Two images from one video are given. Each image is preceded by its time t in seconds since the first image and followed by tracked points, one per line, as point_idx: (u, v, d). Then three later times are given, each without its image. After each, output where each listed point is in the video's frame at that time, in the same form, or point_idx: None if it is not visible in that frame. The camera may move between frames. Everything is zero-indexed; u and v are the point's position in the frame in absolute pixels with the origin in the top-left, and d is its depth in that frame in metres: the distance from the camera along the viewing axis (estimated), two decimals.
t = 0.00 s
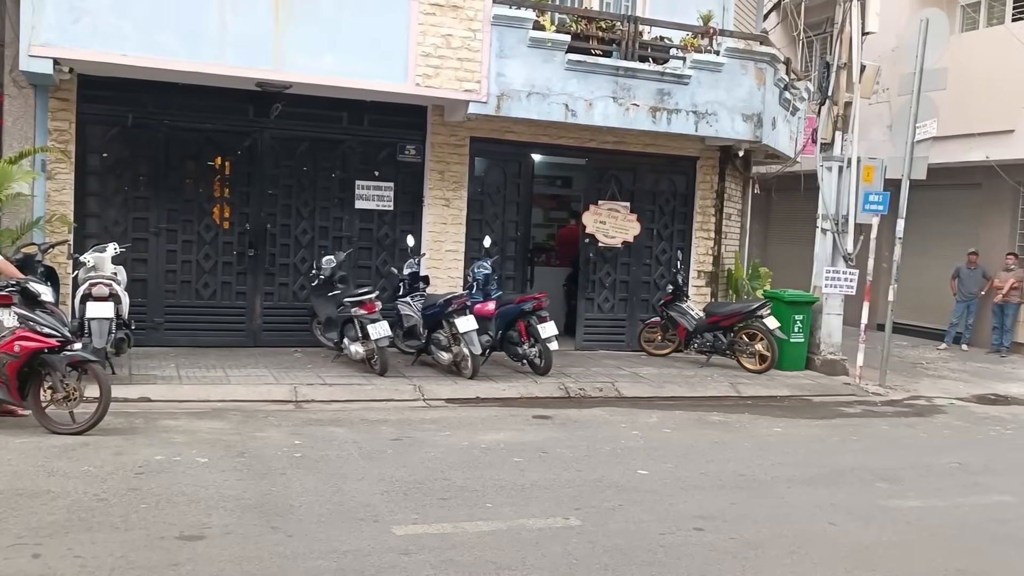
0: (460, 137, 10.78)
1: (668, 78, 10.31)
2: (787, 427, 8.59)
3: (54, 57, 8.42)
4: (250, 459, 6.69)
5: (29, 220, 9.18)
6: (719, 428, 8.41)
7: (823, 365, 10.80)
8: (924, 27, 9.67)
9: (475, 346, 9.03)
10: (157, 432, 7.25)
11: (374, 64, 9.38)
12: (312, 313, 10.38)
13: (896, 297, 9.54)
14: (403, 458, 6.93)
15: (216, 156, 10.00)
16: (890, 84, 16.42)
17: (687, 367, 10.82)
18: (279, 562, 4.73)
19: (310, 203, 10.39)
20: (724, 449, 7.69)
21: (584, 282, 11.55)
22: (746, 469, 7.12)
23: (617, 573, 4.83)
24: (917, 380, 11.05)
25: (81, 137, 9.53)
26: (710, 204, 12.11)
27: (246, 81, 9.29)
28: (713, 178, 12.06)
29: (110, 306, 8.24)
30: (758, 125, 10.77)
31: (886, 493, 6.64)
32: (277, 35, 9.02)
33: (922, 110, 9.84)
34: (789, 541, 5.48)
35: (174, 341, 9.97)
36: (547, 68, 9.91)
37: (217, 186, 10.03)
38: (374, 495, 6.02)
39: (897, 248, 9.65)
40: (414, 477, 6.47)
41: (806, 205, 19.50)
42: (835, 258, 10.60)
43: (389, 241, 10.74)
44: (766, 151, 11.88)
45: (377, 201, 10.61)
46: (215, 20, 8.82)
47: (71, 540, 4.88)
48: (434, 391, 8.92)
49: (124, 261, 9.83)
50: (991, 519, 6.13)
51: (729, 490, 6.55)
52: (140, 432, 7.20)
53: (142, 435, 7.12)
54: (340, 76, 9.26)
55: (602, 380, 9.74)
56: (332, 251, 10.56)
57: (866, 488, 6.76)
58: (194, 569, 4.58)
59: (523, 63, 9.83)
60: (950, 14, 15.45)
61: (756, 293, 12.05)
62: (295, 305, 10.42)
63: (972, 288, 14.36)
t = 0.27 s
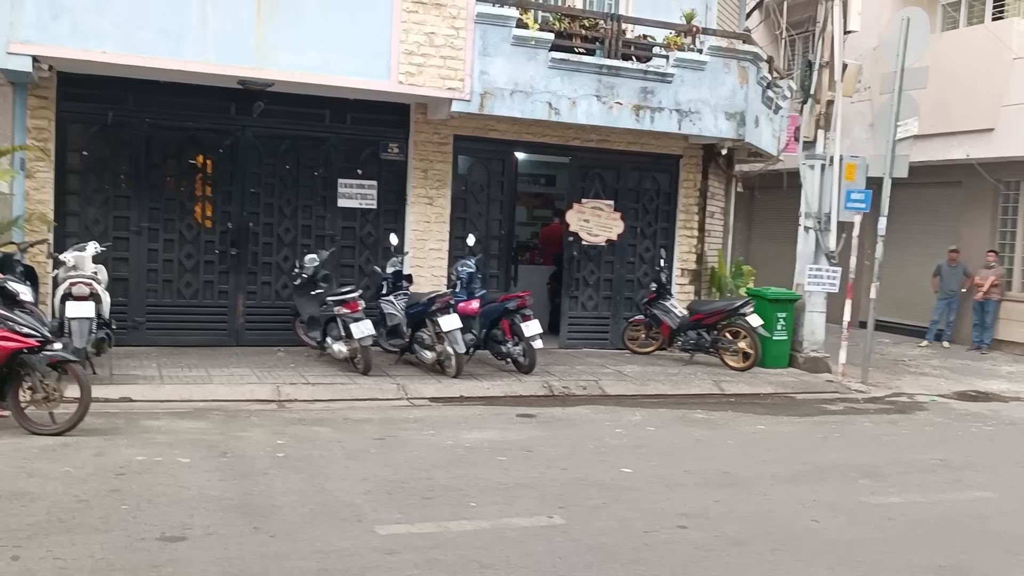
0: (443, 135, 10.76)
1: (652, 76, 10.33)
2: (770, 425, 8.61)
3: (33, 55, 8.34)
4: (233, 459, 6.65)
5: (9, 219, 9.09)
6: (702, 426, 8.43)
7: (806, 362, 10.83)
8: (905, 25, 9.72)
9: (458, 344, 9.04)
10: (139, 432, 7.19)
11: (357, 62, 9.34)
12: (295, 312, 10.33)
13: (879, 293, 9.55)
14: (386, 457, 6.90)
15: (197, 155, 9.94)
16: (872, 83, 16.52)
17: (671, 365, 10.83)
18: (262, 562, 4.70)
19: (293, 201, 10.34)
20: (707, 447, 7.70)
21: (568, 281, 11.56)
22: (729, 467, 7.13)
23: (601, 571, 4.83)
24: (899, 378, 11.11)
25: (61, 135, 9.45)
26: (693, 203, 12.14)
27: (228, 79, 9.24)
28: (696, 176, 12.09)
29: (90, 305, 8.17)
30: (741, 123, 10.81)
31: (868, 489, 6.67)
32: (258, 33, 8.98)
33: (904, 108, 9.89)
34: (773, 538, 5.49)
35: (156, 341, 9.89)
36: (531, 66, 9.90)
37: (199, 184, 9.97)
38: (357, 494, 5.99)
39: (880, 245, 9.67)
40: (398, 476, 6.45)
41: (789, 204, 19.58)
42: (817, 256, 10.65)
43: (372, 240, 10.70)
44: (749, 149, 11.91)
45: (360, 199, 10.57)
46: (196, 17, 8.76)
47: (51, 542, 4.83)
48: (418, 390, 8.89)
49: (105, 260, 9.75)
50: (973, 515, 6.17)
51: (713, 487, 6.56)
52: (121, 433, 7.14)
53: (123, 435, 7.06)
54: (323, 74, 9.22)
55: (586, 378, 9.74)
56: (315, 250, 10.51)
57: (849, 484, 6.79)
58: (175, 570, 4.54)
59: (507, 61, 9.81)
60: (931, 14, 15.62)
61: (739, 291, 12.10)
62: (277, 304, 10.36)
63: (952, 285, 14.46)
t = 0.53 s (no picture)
0: (438, 136, 10.75)
1: (646, 77, 10.33)
2: (764, 425, 8.62)
3: (26, 53, 8.31)
4: (225, 459, 6.63)
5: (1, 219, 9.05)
6: (696, 426, 8.43)
7: (800, 363, 10.85)
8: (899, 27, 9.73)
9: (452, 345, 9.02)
10: (131, 432, 7.17)
11: (351, 62, 9.33)
12: (289, 312, 10.31)
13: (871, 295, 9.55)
14: (380, 458, 6.89)
15: (191, 155, 9.92)
16: (866, 85, 16.56)
17: (665, 366, 10.83)
18: (254, 563, 4.68)
19: (287, 202, 10.33)
20: (701, 448, 7.70)
21: (562, 282, 11.55)
22: (723, 467, 7.13)
23: (594, 572, 4.82)
24: (893, 379, 11.13)
25: (54, 135, 9.42)
26: (687, 204, 12.14)
27: (222, 79, 9.22)
28: (690, 177, 12.09)
29: (82, 305, 8.14)
30: (735, 124, 10.81)
31: (862, 490, 6.67)
32: (252, 32, 8.96)
33: (898, 110, 9.90)
34: (767, 539, 5.48)
35: (149, 341, 9.87)
36: (525, 66, 9.90)
37: (192, 184, 9.95)
38: (350, 495, 5.98)
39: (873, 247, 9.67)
40: (391, 477, 6.43)
41: (784, 205, 19.60)
42: (811, 257, 10.67)
43: (366, 240, 10.69)
44: (743, 150, 11.93)
45: (354, 200, 10.56)
46: (189, 16, 8.74)
47: (42, 543, 4.81)
48: (412, 391, 8.88)
49: (98, 261, 9.72)
50: (966, 515, 6.17)
51: (707, 488, 6.56)
52: (114, 433, 7.12)
53: (116, 436, 7.04)
54: (317, 74, 9.20)
55: (581, 379, 9.74)
56: (308, 250, 10.50)
57: (842, 485, 6.79)
58: (167, 571, 4.53)
59: (501, 61, 9.81)
60: (925, 16, 15.63)
61: (733, 292, 12.13)
62: (271, 304, 10.35)
63: (946, 287, 14.51)
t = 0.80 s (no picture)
0: (439, 139, 10.75)
1: (648, 81, 10.34)
2: (765, 429, 8.62)
3: (29, 56, 8.32)
4: (227, 462, 6.63)
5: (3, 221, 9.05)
6: (697, 430, 8.43)
7: (801, 367, 10.85)
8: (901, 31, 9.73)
9: (454, 348, 9.03)
10: (132, 436, 7.17)
11: (353, 66, 9.34)
12: (290, 315, 10.32)
13: (873, 298, 9.52)
14: (381, 462, 6.89)
15: (193, 157, 9.93)
16: (867, 89, 16.58)
17: (666, 370, 10.83)
18: (256, 566, 4.68)
19: (289, 205, 10.33)
20: (702, 452, 7.70)
21: (563, 285, 11.56)
22: (724, 471, 7.13)
23: None
24: (894, 383, 11.12)
25: (56, 138, 9.43)
26: (689, 207, 12.15)
27: (224, 82, 9.23)
28: (692, 181, 12.09)
29: (84, 308, 8.15)
30: (737, 128, 10.82)
31: (863, 495, 6.67)
32: (255, 36, 8.97)
33: (899, 114, 9.91)
34: (768, 543, 5.48)
35: (150, 344, 9.87)
36: (527, 70, 9.91)
37: (194, 187, 9.95)
38: (352, 499, 5.98)
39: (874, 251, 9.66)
40: (393, 481, 6.43)
41: (785, 209, 19.62)
42: (812, 261, 10.69)
43: (368, 243, 10.70)
44: (744, 154, 11.94)
45: (356, 203, 10.57)
46: (192, 19, 8.75)
47: (44, 546, 4.81)
48: (414, 395, 8.88)
49: (100, 263, 9.72)
50: (967, 520, 6.17)
51: (708, 492, 6.56)
52: (115, 436, 7.12)
53: (117, 439, 7.04)
54: (319, 77, 9.21)
55: (582, 382, 9.74)
56: (310, 253, 10.50)
57: (844, 489, 6.79)
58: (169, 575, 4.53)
59: (503, 65, 9.82)
60: (926, 20, 15.69)
61: (734, 296, 12.16)
62: (272, 307, 10.35)
63: (947, 291, 14.55)
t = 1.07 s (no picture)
0: (442, 143, 10.76)
1: (651, 85, 10.34)
2: (767, 434, 8.61)
3: (33, 59, 8.34)
4: (230, 465, 6.63)
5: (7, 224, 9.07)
6: (700, 435, 8.42)
7: (804, 371, 10.84)
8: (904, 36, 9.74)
9: (456, 352, 8.99)
10: (135, 438, 7.17)
11: (357, 69, 9.35)
12: (293, 318, 10.32)
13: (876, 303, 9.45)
14: (384, 465, 6.89)
15: (196, 161, 9.93)
16: (870, 93, 16.57)
17: (669, 374, 10.82)
18: (259, 570, 4.68)
19: (292, 208, 10.34)
20: (705, 456, 7.69)
21: (566, 289, 11.55)
22: (727, 476, 7.12)
23: None
24: (897, 388, 11.10)
25: (60, 141, 9.44)
26: (692, 211, 12.14)
27: (227, 85, 9.24)
28: (695, 185, 12.09)
29: (87, 310, 8.15)
30: (740, 132, 10.82)
31: (867, 500, 6.66)
32: (258, 39, 8.98)
33: (903, 118, 9.90)
34: (771, 548, 5.48)
35: (153, 347, 9.88)
36: (530, 74, 9.92)
37: (198, 190, 9.96)
38: (354, 502, 5.98)
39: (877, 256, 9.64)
40: (395, 485, 6.43)
41: (788, 213, 19.61)
42: (816, 265, 10.65)
43: (371, 247, 10.70)
44: (747, 159, 11.94)
45: (359, 206, 10.58)
46: (196, 23, 8.76)
47: (47, 549, 4.81)
48: (416, 398, 8.88)
49: (103, 266, 9.73)
50: (971, 525, 6.15)
51: (711, 497, 6.55)
52: (118, 439, 7.12)
53: (120, 441, 7.04)
54: (322, 81, 9.22)
55: (584, 386, 9.73)
56: (313, 256, 10.51)
57: (847, 494, 6.78)
58: None
59: (506, 69, 9.83)
60: (930, 24, 15.69)
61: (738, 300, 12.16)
62: (275, 310, 10.35)
63: (950, 296, 14.52)
